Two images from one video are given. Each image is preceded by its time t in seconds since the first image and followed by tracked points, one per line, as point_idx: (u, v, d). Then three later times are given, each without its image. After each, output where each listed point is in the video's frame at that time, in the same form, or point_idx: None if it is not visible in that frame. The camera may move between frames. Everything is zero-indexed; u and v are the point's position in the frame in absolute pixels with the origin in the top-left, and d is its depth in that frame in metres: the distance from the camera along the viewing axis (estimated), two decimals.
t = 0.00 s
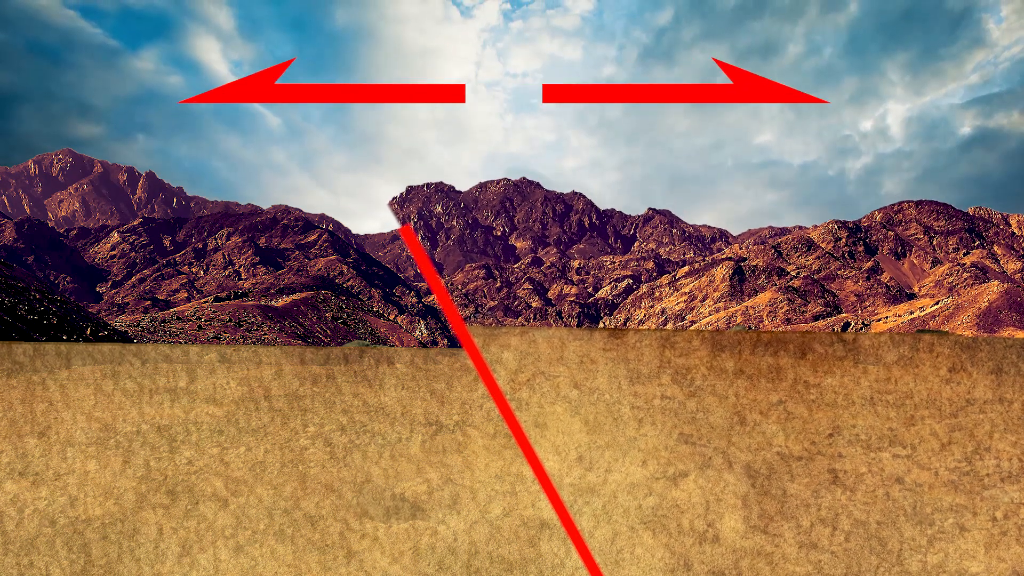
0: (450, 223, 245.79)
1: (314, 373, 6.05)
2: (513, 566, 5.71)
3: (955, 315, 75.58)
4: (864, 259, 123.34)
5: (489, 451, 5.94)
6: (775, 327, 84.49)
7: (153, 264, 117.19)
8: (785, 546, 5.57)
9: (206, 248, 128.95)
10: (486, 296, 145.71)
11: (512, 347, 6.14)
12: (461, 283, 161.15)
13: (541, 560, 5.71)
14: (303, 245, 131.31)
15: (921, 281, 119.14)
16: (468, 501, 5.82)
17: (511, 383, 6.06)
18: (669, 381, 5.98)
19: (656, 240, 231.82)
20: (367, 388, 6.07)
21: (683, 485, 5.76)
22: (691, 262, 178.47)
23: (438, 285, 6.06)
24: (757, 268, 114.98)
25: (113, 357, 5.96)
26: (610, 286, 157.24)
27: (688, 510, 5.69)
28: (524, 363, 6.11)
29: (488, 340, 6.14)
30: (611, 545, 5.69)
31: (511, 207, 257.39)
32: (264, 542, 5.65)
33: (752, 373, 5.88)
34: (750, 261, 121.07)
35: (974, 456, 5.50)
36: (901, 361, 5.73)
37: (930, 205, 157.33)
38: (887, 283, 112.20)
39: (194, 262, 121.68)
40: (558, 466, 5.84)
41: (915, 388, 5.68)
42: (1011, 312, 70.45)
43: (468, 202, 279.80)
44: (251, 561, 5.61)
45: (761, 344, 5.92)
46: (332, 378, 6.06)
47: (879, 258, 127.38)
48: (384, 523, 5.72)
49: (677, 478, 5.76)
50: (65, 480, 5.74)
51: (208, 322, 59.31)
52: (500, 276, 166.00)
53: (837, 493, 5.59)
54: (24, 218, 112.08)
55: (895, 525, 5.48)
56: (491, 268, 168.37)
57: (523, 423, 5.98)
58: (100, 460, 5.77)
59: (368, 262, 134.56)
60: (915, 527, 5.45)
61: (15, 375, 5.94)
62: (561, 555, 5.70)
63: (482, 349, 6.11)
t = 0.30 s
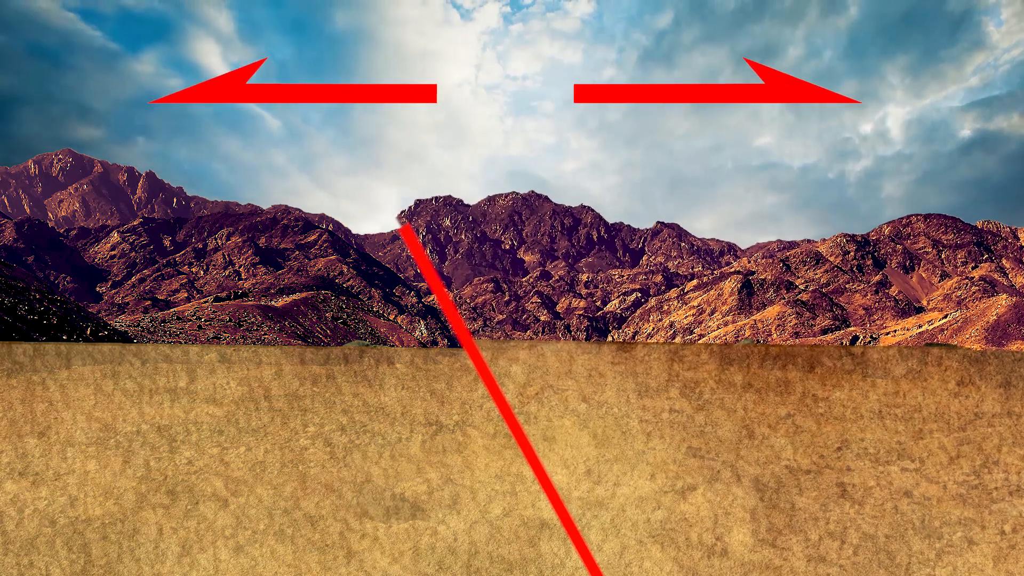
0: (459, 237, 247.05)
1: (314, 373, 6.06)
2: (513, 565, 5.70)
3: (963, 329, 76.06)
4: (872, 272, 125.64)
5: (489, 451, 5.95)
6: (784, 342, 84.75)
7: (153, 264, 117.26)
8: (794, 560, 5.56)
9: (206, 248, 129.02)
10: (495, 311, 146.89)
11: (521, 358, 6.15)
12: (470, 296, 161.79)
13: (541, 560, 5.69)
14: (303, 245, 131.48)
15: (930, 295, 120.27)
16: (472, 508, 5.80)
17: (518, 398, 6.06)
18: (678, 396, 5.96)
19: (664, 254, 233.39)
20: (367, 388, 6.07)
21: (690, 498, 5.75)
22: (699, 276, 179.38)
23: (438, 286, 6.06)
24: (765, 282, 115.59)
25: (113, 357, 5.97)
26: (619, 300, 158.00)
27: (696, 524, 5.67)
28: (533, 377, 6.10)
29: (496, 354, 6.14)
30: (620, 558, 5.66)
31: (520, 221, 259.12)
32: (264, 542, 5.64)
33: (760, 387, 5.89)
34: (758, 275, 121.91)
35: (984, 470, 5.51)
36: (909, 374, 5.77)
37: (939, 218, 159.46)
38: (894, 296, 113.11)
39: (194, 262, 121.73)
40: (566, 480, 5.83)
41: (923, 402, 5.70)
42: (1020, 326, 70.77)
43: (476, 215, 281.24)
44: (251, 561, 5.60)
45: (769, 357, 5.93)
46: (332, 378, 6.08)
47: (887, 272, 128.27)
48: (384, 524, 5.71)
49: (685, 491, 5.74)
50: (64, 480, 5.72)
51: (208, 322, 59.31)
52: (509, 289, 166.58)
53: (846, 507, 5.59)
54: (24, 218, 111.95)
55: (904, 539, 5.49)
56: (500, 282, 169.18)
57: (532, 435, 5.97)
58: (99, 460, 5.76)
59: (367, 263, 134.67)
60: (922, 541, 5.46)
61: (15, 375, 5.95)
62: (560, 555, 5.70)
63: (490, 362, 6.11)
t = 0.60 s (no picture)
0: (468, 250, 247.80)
1: (315, 373, 6.07)
2: (513, 565, 5.70)
3: (971, 343, 76.22)
4: (881, 285, 126.36)
5: (489, 451, 5.96)
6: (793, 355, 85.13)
7: (153, 264, 117.50)
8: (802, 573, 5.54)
9: (206, 248, 129.14)
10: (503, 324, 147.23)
11: (530, 369, 6.14)
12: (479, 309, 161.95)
13: (541, 561, 5.69)
14: (303, 245, 131.63)
15: (938, 309, 120.74)
16: (474, 513, 5.78)
17: (527, 411, 6.03)
18: (686, 409, 5.97)
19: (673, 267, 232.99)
20: (367, 388, 6.08)
21: (700, 512, 5.71)
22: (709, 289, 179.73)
23: (439, 286, 6.07)
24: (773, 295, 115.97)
25: (114, 357, 5.98)
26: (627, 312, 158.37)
27: (704, 537, 5.65)
28: (541, 391, 6.09)
29: (505, 368, 6.12)
30: (627, 571, 5.64)
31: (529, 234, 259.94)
32: (264, 542, 5.64)
33: (770, 401, 5.88)
34: (767, 289, 122.52)
35: (991, 483, 5.52)
36: (916, 388, 5.78)
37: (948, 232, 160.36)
38: (903, 310, 113.53)
39: (194, 262, 121.84)
40: (575, 494, 5.80)
41: (932, 415, 5.71)
42: None
43: (484, 228, 281.97)
44: (251, 561, 5.59)
45: (776, 371, 5.95)
46: (333, 379, 6.08)
47: (895, 285, 128.78)
48: (384, 524, 5.70)
49: (694, 504, 5.72)
50: (65, 480, 5.72)
51: (207, 322, 59.24)
52: (518, 303, 166.76)
53: (856, 520, 5.57)
54: (24, 218, 111.85)
55: (912, 552, 5.48)
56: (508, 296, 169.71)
57: (540, 449, 5.95)
58: (99, 460, 5.76)
59: (367, 262, 134.78)
60: (931, 554, 5.45)
61: (16, 375, 5.95)
62: (561, 555, 5.69)
63: (498, 375, 6.11)
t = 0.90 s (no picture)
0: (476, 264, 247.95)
1: (315, 372, 6.08)
2: (513, 565, 5.69)
3: (981, 356, 76.19)
4: (890, 299, 126.47)
5: (489, 451, 5.97)
6: (801, 368, 85.28)
7: (153, 264, 117.66)
8: None
9: (206, 248, 129.17)
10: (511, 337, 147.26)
11: (538, 383, 6.10)
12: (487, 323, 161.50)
13: (541, 560, 5.69)
14: (303, 245, 131.67)
15: (946, 322, 120.74)
16: (476, 512, 5.79)
17: (535, 424, 6.01)
18: (695, 423, 5.95)
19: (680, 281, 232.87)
20: (367, 388, 6.08)
21: (708, 525, 5.70)
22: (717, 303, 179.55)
23: (438, 285, 6.07)
24: (781, 309, 115.86)
25: (113, 357, 5.98)
26: (636, 326, 157.97)
27: (712, 551, 5.63)
28: (549, 405, 6.06)
29: (513, 381, 6.09)
30: None
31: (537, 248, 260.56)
32: (264, 542, 5.63)
33: (778, 414, 5.89)
34: (775, 303, 122.75)
35: (999, 497, 5.52)
36: (925, 402, 5.78)
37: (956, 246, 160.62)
38: (911, 324, 113.37)
39: (194, 262, 121.91)
40: (583, 507, 5.78)
41: (940, 428, 5.71)
42: None
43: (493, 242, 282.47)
44: (251, 561, 5.58)
45: (786, 384, 5.94)
46: (332, 379, 6.09)
47: (903, 299, 128.86)
48: (385, 523, 5.70)
49: (702, 518, 5.70)
50: (64, 480, 5.72)
51: (208, 322, 59.29)
52: (526, 316, 166.17)
53: (863, 534, 5.57)
54: (24, 218, 111.74)
55: (921, 566, 5.48)
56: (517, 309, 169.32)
57: (549, 464, 5.92)
58: (100, 460, 5.77)
59: (367, 262, 134.75)
60: (940, 568, 5.44)
61: (15, 375, 5.94)
62: (561, 555, 5.69)
63: (507, 390, 6.07)
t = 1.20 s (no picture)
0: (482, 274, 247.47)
1: (315, 372, 6.10)
2: (513, 565, 5.66)
3: (989, 369, 75.91)
4: (898, 312, 126.09)
5: (490, 450, 5.98)
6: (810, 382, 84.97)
7: (153, 264, 117.75)
8: None
9: (206, 248, 129.22)
10: (520, 350, 147.31)
11: (547, 397, 6.12)
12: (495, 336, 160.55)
13: (541, 559, 5.67)
14: (303, 246, 131.54)
15: (955, 335, 120.27)
16: (479, 515, 5.79)
17: (544, 438, 6.01)
18: (703, 436, 5.98)
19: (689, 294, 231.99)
20: (367, 388, 6.09)
21: (715, 539, 5.69)
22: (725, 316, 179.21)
23: (438, 286, 6.12)
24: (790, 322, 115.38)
25: (114, 357, 6.00)
26: (644, 340, 157.18)
27: (721, 563, 5.58)
28: (558, 419, 6.07)
29: (521, 395, 6.11)
30: None
31: (546, 261, 261.08)
32: (264, 541, 5.61)
33: (786, 428, 5.92)
34: (784, 316, 122.55)
35: (1008, 510, 5.50)
36: (933, 415, 5.80)
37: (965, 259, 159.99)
38: (920, 337, 112.91)
39: (194, 262, 121.89)
40: (592, 521, 5.75)
41: (949, 442, 5.71)
42: None
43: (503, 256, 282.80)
44: (251, 560, 5.55)
45: (794, 398, 5.99)
46: (333, 378, 6.10)
47: (912, 313, 128.47)
48: (384, 523, 5.70)
49: (711, 532, 5.67)
50: (65, 480, 5.73)
51: (208, 322, 59.28)
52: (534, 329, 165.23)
53: (871, 547, 5.55)
54: (23, 218, 111.63)
55: None
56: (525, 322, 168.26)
57: (556, 477, 5.89)
58: (99, 460, 5.76)
59: (367, 262, 134.68)
60: None
61: (15, 375, 5.95)
62: (561, 554, 5.67)
63: (515, 404, 6.06)
